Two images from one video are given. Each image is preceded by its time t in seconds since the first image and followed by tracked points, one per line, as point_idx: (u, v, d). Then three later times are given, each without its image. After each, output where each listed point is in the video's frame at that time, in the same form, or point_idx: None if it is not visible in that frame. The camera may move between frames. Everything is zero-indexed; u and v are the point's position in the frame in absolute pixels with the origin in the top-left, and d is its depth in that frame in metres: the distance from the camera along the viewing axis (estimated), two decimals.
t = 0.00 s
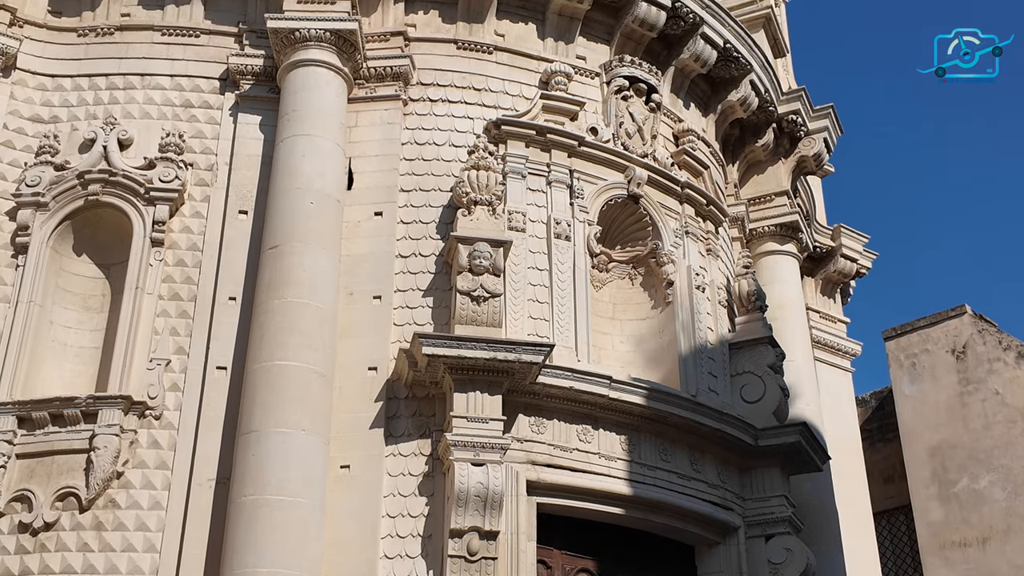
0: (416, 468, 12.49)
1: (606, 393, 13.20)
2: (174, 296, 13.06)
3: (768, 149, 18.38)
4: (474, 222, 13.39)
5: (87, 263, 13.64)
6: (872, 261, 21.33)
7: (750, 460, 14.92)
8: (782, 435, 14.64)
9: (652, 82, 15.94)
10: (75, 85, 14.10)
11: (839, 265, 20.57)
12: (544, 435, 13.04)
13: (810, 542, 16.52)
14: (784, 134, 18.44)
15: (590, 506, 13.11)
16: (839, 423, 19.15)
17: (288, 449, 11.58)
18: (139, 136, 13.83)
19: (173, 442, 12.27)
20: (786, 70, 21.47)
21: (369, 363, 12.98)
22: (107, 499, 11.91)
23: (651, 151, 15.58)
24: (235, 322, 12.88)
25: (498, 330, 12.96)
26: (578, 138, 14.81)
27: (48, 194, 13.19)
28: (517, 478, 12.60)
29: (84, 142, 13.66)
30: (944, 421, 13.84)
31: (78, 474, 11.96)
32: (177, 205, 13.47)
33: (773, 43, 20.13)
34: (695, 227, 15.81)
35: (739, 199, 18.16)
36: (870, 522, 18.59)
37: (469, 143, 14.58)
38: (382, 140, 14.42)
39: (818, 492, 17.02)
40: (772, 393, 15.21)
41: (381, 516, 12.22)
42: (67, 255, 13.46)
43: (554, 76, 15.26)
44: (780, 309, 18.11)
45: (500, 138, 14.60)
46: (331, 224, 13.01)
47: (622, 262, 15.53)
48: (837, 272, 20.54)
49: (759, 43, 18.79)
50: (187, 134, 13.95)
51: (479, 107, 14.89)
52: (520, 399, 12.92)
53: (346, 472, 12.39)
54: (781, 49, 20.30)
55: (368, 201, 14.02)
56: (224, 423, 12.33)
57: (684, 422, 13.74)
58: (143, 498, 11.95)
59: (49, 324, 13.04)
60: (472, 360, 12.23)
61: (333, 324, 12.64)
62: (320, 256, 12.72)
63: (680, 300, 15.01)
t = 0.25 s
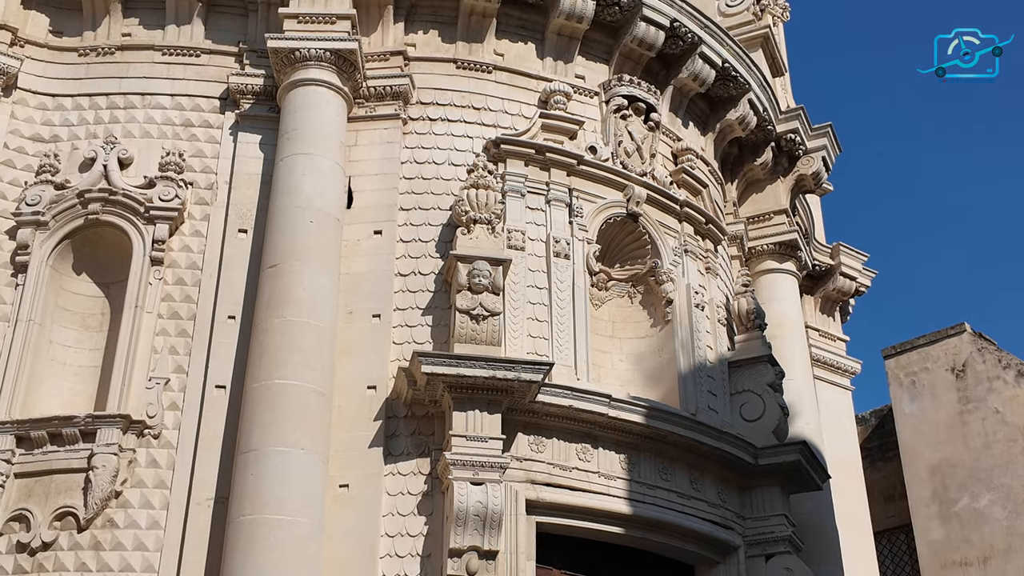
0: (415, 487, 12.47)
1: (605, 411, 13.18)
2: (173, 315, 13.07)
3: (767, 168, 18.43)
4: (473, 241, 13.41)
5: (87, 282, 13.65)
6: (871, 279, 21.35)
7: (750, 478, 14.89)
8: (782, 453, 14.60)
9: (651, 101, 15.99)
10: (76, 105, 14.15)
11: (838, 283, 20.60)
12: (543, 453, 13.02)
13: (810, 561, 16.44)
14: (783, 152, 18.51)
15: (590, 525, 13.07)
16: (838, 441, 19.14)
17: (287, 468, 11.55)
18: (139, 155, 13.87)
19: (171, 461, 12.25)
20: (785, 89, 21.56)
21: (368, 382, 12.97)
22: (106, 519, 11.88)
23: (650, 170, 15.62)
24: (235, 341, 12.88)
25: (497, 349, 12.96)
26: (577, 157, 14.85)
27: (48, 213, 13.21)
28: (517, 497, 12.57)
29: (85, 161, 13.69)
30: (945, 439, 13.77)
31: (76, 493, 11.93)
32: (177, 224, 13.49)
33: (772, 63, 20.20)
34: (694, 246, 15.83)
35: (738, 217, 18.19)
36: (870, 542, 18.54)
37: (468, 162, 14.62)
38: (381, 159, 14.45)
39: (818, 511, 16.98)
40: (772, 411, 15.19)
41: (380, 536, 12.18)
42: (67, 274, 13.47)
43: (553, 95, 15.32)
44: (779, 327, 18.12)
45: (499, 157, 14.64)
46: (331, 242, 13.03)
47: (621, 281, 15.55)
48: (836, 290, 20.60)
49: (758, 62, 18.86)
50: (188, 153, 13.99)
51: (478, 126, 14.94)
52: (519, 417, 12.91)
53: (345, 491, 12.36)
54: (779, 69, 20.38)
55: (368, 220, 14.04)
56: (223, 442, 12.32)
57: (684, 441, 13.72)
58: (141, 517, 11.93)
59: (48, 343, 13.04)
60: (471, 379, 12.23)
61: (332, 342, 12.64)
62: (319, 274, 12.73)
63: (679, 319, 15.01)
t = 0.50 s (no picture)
0: (414, 504, 12.44)
1: (605, 428, 13.17)
2: (173, 332, 13.07)
3: (766, 184, 18.46)
4: (473, 257, 13.43)
5: (86, 299, 13.65)
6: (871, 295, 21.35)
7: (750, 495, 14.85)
8: (782, 470, 14.56)
9: (650, 118, 16.04)
10: (76, 122, 14.18)
11: (837, 299, 20.64)
12: (542, 470, 12.99)
13: None
14: (782, 169, 18.55)
15: (590, 542, 13.03)
16: (838, 458, 19.14)
17: (286, 485, 11.52)
18: (139, 172, 13.90)
19: (170, 479, 12.23)
20: (784, 106, 21.65)
21: (368, 399, 12.96)
22: (104, 536, 11.84)
23: (649, 186, 15.65)
24: (234, 358, 12.88)
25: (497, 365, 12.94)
26: (576, 173, 14.88)
27: (48, 230, 13.20)
28: (516, 514, 12.50)
29: (85, 179, 13.71)
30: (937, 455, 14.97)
31: (75, 511, 11.90)
32: (177, 241, 13.51)
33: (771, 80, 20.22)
34: (693, 262, 15.85)
35: (737, 234, 18.22)
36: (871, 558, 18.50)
37: (468, 178, 14.65)
38: (381, 175, 14.48)
39: (819, 528, 16.93)
40: (771, 428, 15.17)
41: (379, 553, 12.14)
42: (66, 290, 13.47)
43: (552, 112, 15.37)
44: (779, 343, 18.11)
45: (499, 174, 14.66)
46: (331, 259, 13.04)
47: (621, 297, 15.56)
48: (835, 306, 20.64)
49: (756, 79, 18.91)
50: (188, 170, 14.02)
51: (477, 142, 14.97)
52: (519, 434, 12.89)
53: (344, 509, 12.33)
54: (778, 86, 20.45)
55: (367, 237, 14.06)
56: (222, 459, 12.30)
57: (684, 457, 13.69)
58: (140, 534, 11.90)
59: (47, 360, 13.03)
60: (471, 395, 12.22)
61: (331, 359, 12.63)
62: (319, 291, 12.73)
63: (679, 335, 15.01)
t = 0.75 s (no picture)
0: (414, 524, 12.40)
1: (605, 447, 13.15)
2: (172, 351, 13.06)
3: (764, 204, 18.55)
4: (472, 277, 13.44)
5: (86, 318, 13.66)
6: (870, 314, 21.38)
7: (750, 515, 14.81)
8: (783, 490, 14.52)
9: (649, 138, 16.07)
10: (77, 142, 14.22)
11: (836, 318, 20.67)
12: (542, 490, 12.96)
13: None
14: (781, 189, 18.64)
15: (590, 563, 12.97)
16: (838, 477, 19.12)
17: (285, 505, 11.47)
18: (139, 192, 13.92)
19: (169, 499, 12.19)
20: (782, 125, 21.73)
21: (367, 419, 12.94)
22: (102, 557, 11.79)
23: (648, 206, 15.68)
24: (234, 378, 12.87)
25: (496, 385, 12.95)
26: (575, 193, 14.90)
27: (48, 249, 13.20)
28: (516, 535, 12.42)
29: (85, 198, 13.73)
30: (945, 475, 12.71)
31: (73, 531, 11.85)
32: (176, 260, 13.52)
33: (769, 99, 20.32)
34: (692, 281, 15.86)
35: (737, 253, 18.23)
36: None
37: (467, 198, 14.68)
38: (380, 195, 14.50)
39: (820, 547, 16.87)
40: (771, 448, 15.13)
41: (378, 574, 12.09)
42: (66, 310, 13.47)
43: (552, 132, 15.42)
44: (778, 362, 18.09)
45: (498, 193, 14.69)
46: (330, 279, 13.05)
47: (621, 316, 15.47)
48: (834, 325, 20.68)
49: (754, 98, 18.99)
50: (188, 190, 14.05)
51: (477, 162, 15.01)
52: (519, 453, 12.86)
53: (343, 529, 12.29)
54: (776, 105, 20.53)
55: (366, 256, 14.07)
56: (221, 479, 12.27)
57: (684, 477, 13.66)
58: (138, 555, 11.86)
59: (46, 380, 13.02)
60: (470, 415, 12.20)
61: (331, 379, 12.62)
62: (318, 311, 12.73)
63: (678, 354, 15.00)
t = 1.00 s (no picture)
0: (412, 543, 12.35)
1: (605, 466, 13.12)
2: (171, 369, 13.05)
3: (763, 222, 18.59)
4: (472, 294, 13.44)
5: (85, 336, 13.65)
6: (869, 332, 21.40)
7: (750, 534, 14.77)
8: (782, 509, 14.48)
9: (648, 156, 16.13)
10: (77, 160, 14.25)
11: (836, 336, 20.70)
12: (541, 509, 12.92)
13: None
14: (779, 207, 18.69)
15: None
16: (838, 496, 19.08)
17: (283, 524, 11.42)
18: (140, 210, 13.95)
19: (167, 518, 12.15)
20: (780, 144, 21.80)
21: (365, 437, 12.91)
22: None
23: (648, 224, 15.70)
24: (233, 396, 12.86)
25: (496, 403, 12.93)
26: (575, 211, 14.93)
27: (47, 268, 13.20)
28: (515, 553, 12.33)
29: (85, 217, 13.75)
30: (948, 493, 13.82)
31: (70, 550, 11.79)
32: (175, 278, 13.52)
33: (768, 118, 20.39)
34: (691, 299, 15.88)
35: (736, 270, 18.23)
36: None
37: (467, 216, 14.71)
38: (380, 213, 14.52)
39: (820, 566, 16.80)
40: (771, 466, 15.09)
41: None
42: (65, 328, 13.47)
43: (551, 151, 15.44)
44: (777, 380, 18.08)
45: (498, 212, 14.72)
46: (329, 297, 13.05)
47: (620, 334, 15.55)
48: (834, 343, 20.72)
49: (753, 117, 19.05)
50: (187, 208, 14.08)
51: (476, 180, 15.05)
52: (518, 472, 12.83)
53: (341, 548, 12.24)
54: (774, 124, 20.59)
55: (365, 274, 14.08)
56: (219, 498, 12.23)
57: (684, 495, 13.62)
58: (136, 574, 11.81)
59: (45, 398, 13.00)
60: (469, 433, 12.18)
61: (330, 397, 12.60)
62: (317, 329, 12.73)
63: (678, 372, 14.97)
